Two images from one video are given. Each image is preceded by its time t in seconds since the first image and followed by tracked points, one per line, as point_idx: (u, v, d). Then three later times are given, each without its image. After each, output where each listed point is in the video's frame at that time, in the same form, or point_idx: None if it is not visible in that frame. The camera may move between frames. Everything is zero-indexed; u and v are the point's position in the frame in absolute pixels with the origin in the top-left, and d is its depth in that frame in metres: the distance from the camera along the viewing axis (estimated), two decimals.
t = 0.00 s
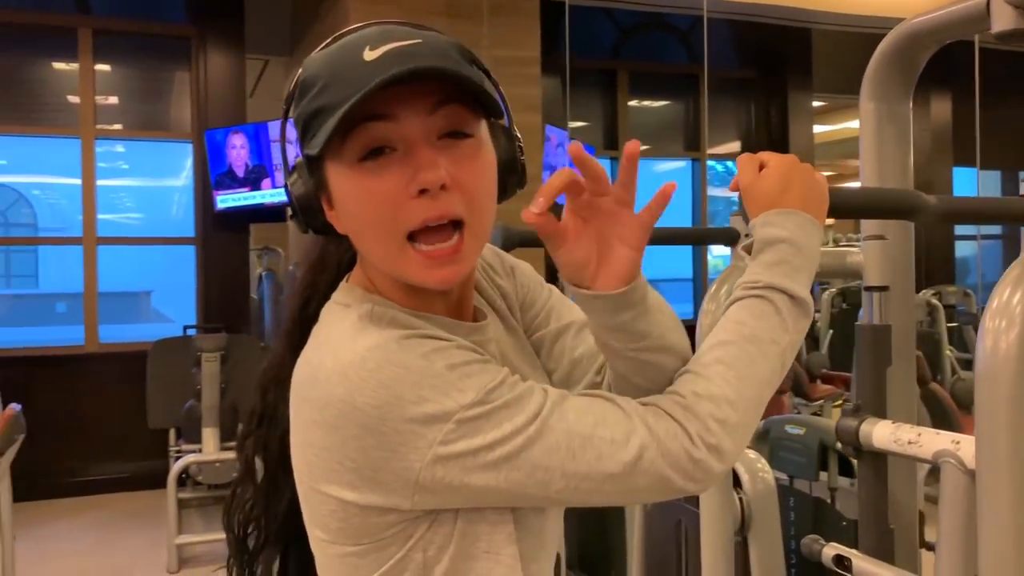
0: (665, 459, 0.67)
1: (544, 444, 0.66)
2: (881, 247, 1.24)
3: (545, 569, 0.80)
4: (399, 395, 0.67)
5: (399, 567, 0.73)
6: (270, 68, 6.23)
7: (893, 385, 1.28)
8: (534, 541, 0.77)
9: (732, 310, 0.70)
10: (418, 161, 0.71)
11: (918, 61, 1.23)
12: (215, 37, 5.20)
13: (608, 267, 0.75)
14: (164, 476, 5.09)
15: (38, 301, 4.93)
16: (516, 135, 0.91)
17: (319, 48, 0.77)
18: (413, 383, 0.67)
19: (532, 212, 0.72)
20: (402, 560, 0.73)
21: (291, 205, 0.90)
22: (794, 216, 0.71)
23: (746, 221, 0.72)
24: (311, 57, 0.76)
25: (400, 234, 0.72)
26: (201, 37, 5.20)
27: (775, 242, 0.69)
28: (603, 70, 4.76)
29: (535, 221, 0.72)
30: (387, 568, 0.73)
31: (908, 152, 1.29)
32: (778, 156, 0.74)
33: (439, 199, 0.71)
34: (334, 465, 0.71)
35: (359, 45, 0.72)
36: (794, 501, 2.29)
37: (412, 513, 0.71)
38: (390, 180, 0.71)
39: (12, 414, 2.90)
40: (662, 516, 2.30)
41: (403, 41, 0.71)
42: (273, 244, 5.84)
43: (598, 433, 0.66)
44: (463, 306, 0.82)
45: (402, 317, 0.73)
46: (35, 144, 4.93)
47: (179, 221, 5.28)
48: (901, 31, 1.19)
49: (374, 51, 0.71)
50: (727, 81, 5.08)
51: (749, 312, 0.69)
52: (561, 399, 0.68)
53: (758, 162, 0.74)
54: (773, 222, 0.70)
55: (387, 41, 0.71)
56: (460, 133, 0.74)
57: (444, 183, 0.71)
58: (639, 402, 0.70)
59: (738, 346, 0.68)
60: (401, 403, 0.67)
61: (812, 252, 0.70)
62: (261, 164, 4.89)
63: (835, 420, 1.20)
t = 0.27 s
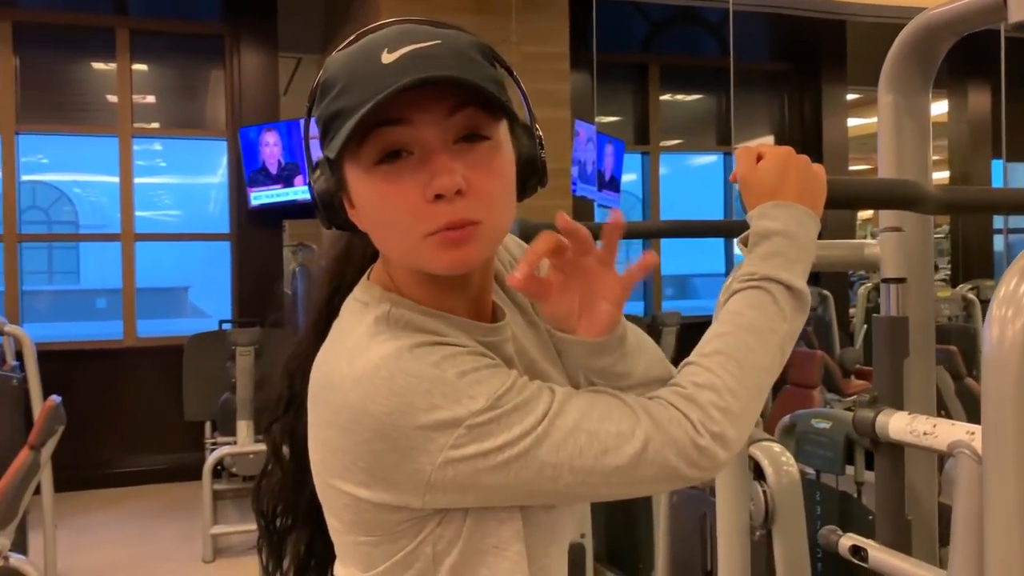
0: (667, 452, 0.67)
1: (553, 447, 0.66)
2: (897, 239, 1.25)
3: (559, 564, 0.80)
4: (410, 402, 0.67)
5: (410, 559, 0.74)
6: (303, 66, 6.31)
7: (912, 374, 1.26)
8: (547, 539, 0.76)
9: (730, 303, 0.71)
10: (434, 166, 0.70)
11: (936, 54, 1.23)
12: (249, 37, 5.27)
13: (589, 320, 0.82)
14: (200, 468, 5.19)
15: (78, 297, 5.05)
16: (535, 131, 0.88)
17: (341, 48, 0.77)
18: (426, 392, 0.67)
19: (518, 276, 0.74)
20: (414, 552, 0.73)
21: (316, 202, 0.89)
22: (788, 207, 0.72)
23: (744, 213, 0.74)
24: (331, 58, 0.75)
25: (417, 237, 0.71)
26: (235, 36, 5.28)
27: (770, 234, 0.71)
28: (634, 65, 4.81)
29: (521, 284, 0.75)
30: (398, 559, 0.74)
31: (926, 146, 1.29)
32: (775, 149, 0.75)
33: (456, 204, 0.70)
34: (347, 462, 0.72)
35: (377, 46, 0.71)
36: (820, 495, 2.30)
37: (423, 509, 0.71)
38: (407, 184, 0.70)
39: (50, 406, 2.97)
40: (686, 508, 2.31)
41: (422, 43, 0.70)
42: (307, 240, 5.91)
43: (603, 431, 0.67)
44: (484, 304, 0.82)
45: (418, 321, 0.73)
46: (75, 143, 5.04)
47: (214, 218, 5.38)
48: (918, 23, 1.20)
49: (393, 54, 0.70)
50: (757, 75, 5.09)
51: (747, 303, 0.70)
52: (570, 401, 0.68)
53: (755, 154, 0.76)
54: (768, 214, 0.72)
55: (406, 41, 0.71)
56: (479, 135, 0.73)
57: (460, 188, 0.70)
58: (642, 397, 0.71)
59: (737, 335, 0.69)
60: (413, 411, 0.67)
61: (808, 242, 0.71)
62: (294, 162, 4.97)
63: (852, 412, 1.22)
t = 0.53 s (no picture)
0: (668, 436, 0.68)
1: (557, 437, 0.67)
2: (907, 228, 1.27)
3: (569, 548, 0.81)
4: (418, 395, 0.68)
5: (420, 540, 0.75)
6: (328, 64, 6.37)
7: (924, 362, 1.29)
8: (558, 524, 0.77)
9: (725, 289, 0.73)
10: (455, 172, 0.73)
11: (947, 44, 1.24)
12: (275, 36, 5.33)
13: (599, 331, 0.79)
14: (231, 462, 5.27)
15: (111, 295, 5.16)
16: (557, 129, 0.88)
17: (370, 46, 0.78)
18: (435, 386, 0.68)
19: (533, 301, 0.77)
20: (424, 533, 0.75)
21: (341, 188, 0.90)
22: (778, 195, 0.74)
23: (735, 202, 0.76)
24: (362, 58, 0.77)
25: (438, 240, 0.73)
26: (261, 36, 5.34)
27: (760, 222, 0.73)
28: (660, 59, 4.79)
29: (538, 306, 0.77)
30: (409, 539, 0.76)
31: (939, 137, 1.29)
32: (766, 137, 0.78)
33: (475, 210, 0.72)
34: (359, 448, 0.74)
35: (405, 51, 0.73)
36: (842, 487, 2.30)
37: (432, 494, 0.72)
38: (429, 190, 0.73)
39: (83, 401, 3.04)
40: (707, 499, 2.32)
41: (448, 50, 0.72)
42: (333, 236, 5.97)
43: (606, 419, 0.68)
44: (501, 297, 0.83)
45: (431, 313, 0.73)
46: (106, 144, 5.14)
47: (243, 216, 5.46)
48: (928, 14, 1.21)
49: (420, 61, 0.71)
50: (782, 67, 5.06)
51: (741, 288, 0.72)
52: (575, 391, 0.69)
53: (747, 143, 0.78)
54: (759, 202, 0.74)
55: (433, 48, 0.72)
56: (501, 141, 0.75)
57: (480, 196, 0.72)
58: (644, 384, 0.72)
59: (732, 319, 0.71)
60: (422, 404, 0.68)
61: (799, 229, 0.73)
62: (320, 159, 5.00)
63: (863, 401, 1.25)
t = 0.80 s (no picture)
0: (685, 434, 0.69)
1: (578, 430, 0.69)
2: (917, 224, 1.28)
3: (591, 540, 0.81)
4: (441, 389, 0.70)
5: (446, 528, 0.77)
6: (346, 65, 6.41)
7: (941, 359, 1.29)
8: (583, 516, 0.78)
9: (729, 290, 0.74)
10: (476, 167, 0.74)
11: (956, 39, 1.25)
12: (293, 37, 5.37)
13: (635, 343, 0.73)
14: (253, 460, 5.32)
15: (135, 295, 5.23)
16: (575, 126, 0.89)
17: (394, 48, 0.80)
18: (458, 381, 0.70)
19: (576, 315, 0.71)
20: (450, 521, 0.76)
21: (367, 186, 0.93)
22: (776, 195, 0.75)
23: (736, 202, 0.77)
24: (387, 59, 0.79)
25: (460, 233, 0.75)
26: (279, 37, 5.38)
27: (759, 223, 0.74)
28: (677, 56, 4.78)
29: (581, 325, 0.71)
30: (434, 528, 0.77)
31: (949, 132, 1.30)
32: (764, 137, 0.79)
33: (495, 204, 0.74)
34: (385, 439, 0.75)
35: (426, 54, 0.74)
36: (858, 481, 2.31)
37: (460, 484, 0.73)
38: (450, 184, 0.74)
39: (106, 399, 3.08)
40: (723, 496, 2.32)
41: (469, 51, 0.73)
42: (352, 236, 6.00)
43: (623, 413, 0.69)
44: (525, 290, 0.85)
45: (456, 310, 0.75)
46: (129, 146, 5.20)
47: (263, 216, 5.50)
48: (935, 9, 1.22)
49: (442, 61, 0.73)
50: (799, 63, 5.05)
51: (745, 288, 0.73)
52: (594, 386, 0.70)
53: (745, 143, 0.79)
54: (757, 202, 0.75)
55: (455, 49, 0.74)
56: (520, 138, 0.76)
57: (499, 191, 0.74)
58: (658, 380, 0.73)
59: (737, 319, 0.72)
60: (445, 398, 0.70)
61: (796, 228, 0.74)
62: (337, 159, 5.03)
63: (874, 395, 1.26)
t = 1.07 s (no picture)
0: (704, 435, 0.69)
1: (594, 427, 0.70)
2: (921, 224, 1.29)
3: (622, 542, 0.81)
4: (460, 387, 0.71)
5: (471, 525, 0.77)
6: (357, 67, 6.44)
7: (944, 360, 1.31)
8: (607, 514, 0.78)
9: (734, 296, 0.75)
10: (476, 176, 0.75)
11: (960, 40, 1.26)
12: (305, 40, 5.41)
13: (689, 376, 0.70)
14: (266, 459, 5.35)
15: (149, 296, 5.28)
16: (569, 122, 0.90)
17: (391, 60, 0.81)
18: (477, 374, 0.71)
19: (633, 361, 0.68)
20: (476, 518, 0.76)
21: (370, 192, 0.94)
22: (773, 201, 0.76)
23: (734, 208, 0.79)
24: (382, 73, 0.80)
25: (463, 241, 0.76)
26: (291, 39, 5.42)
27: (757, 229, 0.75)
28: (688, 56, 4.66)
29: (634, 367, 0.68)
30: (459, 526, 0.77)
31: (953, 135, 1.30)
32: (760, 143, 0.80)
33: (497, 210, 0.75)
34: (408, 438, 0.77)
35: (424, 65, 0.76)
36: (867, 481, 2.32)
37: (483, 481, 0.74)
38: (451, 194, 0.75)
39: (121, 400, 3.12)
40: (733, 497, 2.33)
41: (463, 61, 0.75)
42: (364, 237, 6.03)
43: (638, 411, 0.69)
44: (536, 290, 0.86)
45: (474, 311, 0.76)
46: (143, 148, 5.25)
47: (276, 217, 5.54)
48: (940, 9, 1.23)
49: (438, 74, 0.75)
50: (810, 63, 5.04)
51: (748, 294, 0.74)
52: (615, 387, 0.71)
53: (743, 149, 0.80)
54: (755, 210, 0.76)
55: (452, 60, 0.75)
56: (518, 143, 0.77)
57: (502, 197, 0.74)
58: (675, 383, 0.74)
59: (743, 325, 0.73)
60: (463, 394, 0.71)
61: (794, 233, 0.75)
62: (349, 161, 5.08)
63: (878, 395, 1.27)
